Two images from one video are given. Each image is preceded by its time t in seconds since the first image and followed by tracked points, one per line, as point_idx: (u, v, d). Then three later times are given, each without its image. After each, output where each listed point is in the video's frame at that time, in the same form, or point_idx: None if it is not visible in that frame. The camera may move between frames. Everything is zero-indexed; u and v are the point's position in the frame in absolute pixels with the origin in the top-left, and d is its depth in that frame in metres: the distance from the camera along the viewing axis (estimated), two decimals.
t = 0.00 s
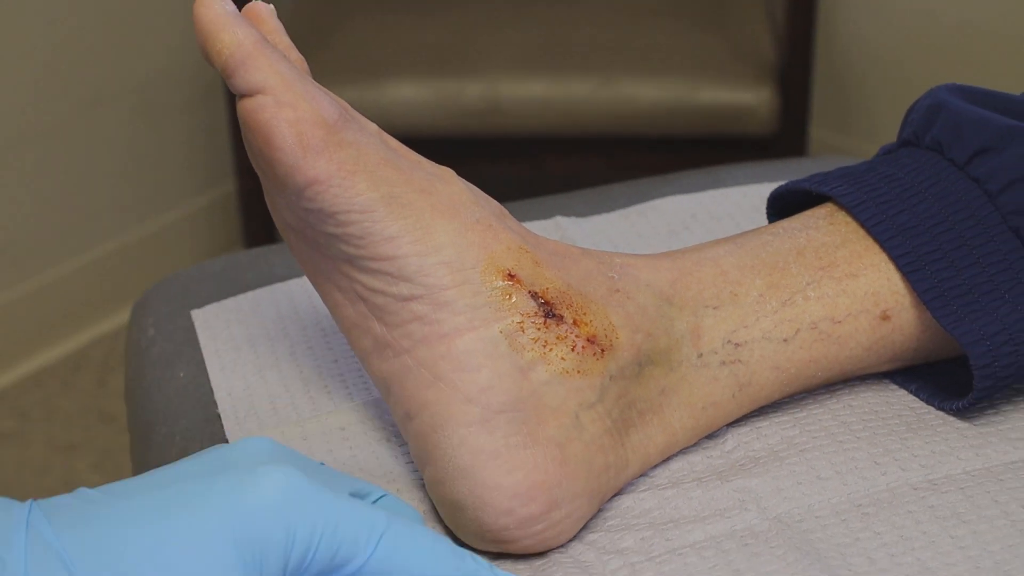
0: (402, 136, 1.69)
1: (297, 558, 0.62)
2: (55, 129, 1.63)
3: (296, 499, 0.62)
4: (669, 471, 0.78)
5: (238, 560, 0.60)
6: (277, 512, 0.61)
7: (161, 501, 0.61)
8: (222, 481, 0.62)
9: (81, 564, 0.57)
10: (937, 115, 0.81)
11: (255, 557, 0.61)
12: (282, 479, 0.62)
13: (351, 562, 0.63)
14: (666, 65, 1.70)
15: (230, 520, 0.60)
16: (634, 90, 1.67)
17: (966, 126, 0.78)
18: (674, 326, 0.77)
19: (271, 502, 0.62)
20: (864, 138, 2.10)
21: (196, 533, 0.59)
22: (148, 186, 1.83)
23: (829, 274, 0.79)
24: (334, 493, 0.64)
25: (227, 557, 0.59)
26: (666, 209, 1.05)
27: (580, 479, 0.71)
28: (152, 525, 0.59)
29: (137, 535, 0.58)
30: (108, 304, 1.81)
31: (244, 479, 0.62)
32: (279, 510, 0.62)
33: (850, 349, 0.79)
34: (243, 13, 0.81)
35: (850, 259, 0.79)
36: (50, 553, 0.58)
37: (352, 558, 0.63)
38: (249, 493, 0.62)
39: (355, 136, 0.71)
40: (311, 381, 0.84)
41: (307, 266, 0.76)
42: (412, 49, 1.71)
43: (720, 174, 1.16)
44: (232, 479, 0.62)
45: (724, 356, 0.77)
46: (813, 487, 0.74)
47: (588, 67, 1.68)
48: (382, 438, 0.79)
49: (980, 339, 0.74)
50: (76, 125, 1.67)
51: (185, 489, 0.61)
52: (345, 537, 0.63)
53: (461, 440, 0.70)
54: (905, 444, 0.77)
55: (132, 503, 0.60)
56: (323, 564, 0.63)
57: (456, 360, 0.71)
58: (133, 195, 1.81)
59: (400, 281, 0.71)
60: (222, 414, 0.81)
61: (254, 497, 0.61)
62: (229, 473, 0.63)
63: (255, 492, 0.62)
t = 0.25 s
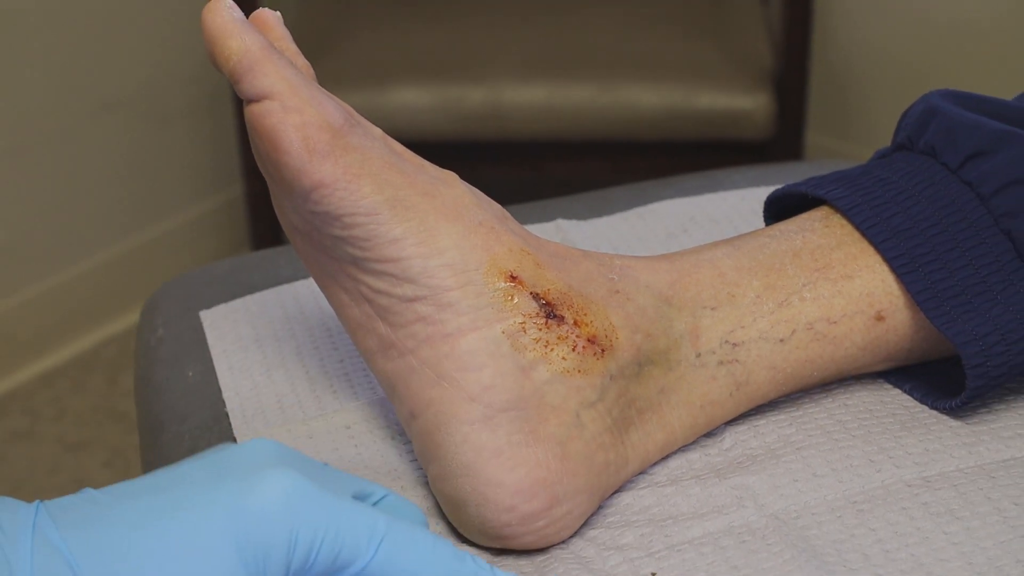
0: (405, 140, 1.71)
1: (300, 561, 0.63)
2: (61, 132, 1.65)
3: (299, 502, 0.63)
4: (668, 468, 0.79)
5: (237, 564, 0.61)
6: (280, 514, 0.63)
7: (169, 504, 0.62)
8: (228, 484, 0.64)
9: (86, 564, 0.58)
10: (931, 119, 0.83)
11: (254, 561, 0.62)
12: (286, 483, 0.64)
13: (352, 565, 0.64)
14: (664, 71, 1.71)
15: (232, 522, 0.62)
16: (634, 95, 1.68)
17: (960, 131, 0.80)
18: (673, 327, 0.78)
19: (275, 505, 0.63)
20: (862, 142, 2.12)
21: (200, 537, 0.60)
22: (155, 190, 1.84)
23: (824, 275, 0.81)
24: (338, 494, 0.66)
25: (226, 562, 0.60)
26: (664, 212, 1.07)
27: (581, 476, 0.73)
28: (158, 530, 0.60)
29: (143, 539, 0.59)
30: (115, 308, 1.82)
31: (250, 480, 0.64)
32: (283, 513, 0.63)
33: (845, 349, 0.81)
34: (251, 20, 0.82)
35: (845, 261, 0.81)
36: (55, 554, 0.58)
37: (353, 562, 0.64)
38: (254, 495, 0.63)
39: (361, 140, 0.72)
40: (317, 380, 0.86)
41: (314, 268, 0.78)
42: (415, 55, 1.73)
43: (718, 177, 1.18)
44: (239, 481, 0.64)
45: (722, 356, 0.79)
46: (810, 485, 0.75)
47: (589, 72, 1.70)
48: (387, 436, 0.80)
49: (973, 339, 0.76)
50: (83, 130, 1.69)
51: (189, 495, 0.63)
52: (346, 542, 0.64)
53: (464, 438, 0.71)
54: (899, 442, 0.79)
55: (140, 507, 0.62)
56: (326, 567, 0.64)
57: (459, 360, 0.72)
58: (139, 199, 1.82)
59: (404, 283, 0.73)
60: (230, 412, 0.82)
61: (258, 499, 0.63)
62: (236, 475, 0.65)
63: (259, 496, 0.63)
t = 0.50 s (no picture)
0: (406, 141, 1.71)
1: (293, 566, 0.62)
2: (64, 134, 1.66)
3: (295, 506, 0.62)
4: (668, 467, 0.80)
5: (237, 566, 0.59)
6: (276, 517, 0.61)
7: (167, 504, 0.60)
8: (227, 485, 0.62)
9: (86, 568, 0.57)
10: (928, 121, 0.83)
11: (253, 564, 0.60)
12: (286, 484, 0.62)
13: None
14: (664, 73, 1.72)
15: (228, 523, 0.60)
16: (631, 97, 1.69)
17: (957, 133, 0.80)
18: (673, 327, 0.79)
19: (273, 508, 0.61)
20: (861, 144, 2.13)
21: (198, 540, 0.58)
22: (157, 192, 1.85)
23: (823, 275, 0.81)
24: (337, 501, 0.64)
25: (223, 565, 0.58)
26: (664, 213, 1.07)
27: (581, 475, 0.73)
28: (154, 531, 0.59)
29: (139, 540, 0.58)
30: (118, 309, 1.83)
31: (249, 480, 0.62)
32: (278, 517, 0.61)
33: (843, 348, 0.81)
34: (254, 22, 0.83)
35: (843, 261, 0.82)
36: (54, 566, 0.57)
37: None
38: (251, 495, 0.61)
39: (363, 141, 0.73)
40: (319, 380, 0.86)
41: (317, 269, 0.78)
42: (415, 59, 1.74)
43: (718, 178, 1.19)
44: (238, 481, 0.62)
45: (721, 356, 0.79)
46: (809, 484, 0.76)
47: (589, 74, 1.71)
48: (389, 435, 0.81)
49: (970, 339, 0.76)
50: (85, 132, 1.69)
51: (189, 496, 0.61)
52: (339, 554, 0.62)
53: (465, 436, 0.72)
54: (897, 441, 0.80)
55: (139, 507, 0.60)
56: None
57: (460, 360, 0.73)
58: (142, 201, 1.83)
59: (406, 283, 0.73)
60: (233, 412, 0.83)
61: (256, 498, 0.61)
62: (235, 475, 0.63)
63: (257, 496, 0.61)
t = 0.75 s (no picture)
0: (406, 141, 1.71)
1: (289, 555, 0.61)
2: (64, 133, 1.66)
3: (287, 491, 0.62)
4: (668, 467, 0.80)
5: (235, 555, 0.58)
6: (268, 502, 0.61)
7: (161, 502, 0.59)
8: (218, 477, 0.61)
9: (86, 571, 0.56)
10: (928, 122, 0.84)
11: (251, 551, 0.59)
12: (275, 473, 0.62)
13: (336, 566, 0.62)
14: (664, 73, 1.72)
15: (222, 510, 0.59)
16: (631, 97, 1.69)
17: (957, 133, 0.80)
18: (673, 326, 0.79)
19: (265, 494, 0.61)
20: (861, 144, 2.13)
21: (195, 532, 0.58)
22: (158, 192, 1.85)
23: (823, 275, 0.81)
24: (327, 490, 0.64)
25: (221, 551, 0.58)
26: (664, 213, 1.07)
27: (581, 475, 0.73)
28: (147, 529, 0.57)
29: (132, 540, 0.57)
30: (119, 309, 1.83)
31: (238, 471, 0.62)
32: (270, 500, 0.61)
33: (843, 348, 0.82)
34: (254, 21, 0.83)
35: (843, 261, 0.82)
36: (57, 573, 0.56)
37: (338, 563, 0.62)
38: (244, 485, 0.61)
39: (363, 141, 0.73)
40: (319, 380, 0.86)
41: (317, 269, 0.78)
42: (415, 59, 1.74)
43: (718, 178, 1.19)
44: (229, 472, 0.62)
45: (721, 356, 0.79)
46: (808, 484, 0.76)
47: (589, 74, 1.71)
48: (389, 435, 0.81)
49: (970, 339, 0.77)
50: (85, 132, 1.69)
51: (180, 494, 0.60)
52: (334, 538, 0.62)
53: (465, 436, 0.72)
54: (896, 441, 0.80)
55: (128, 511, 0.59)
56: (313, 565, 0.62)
57: (460, 359, 0.73)
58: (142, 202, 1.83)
59: (406, 283, 0.74)
60: (233, 412, 0.83)
61: (249, 487, 0.61)
62: (224, 466, 0.63)
63: (251, 484, 0.61)
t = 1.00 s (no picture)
0: (406, 141, 1.71)
1: (315, 527, 0.64)
2: (64, 134, 1.66)
3: (312, 461, 0.65)
4: (668, 467, 0.80)
5: (259, 528, 0.61)
6: (294, 469, 0.64)
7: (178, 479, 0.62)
8: (239, 452, 0.64)
9: (123, 549, 0.58)
10: (928, 121, 0.83)
11: (277, 522, 0.62)
12: (298, 443, 0.65)
13: (364, 535, 0.65)
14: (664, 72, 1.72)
15: (247, 483, 0.63)
16: (631, 97, 1.69)
17: (957, 133, 0.81)
18: (673, 326, 0.79)
19: (289, 465, 0.64)
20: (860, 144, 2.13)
21: (220, 506, 0.61)
22: (157, 192, 1.85)
23: (823, 275, 0.81)
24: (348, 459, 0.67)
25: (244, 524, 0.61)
26: (664, 213, 1.07)
27: (581, 475, 0.73)
28: (174, 500, 0.61)
29: (160, 509, 0.60)
30: (119, 309, 1.83)
31: (262, 442, 0.65)
32: (298, 470, 0.64)
33: (843, 348, 0.82)
34: (254, 21, 0.83)
35: (843, 261, 0.82)
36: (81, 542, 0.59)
37: (365, 531, 0.65)
38: (266, 456, 0.64)
39: (363, 141, 0.73)
40: (319, 379, 0.86)
41: (317, 268, 0.78)
42: (415, 59, 1.74)
43: (718, 178, 1.19)
44: (252, 445, 0.65)
45: (721, 356, 0.79)
46: (808, 483, 0.76)
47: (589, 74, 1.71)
48: (389, 435, 0.81)
49: (970, 339, 0.77)
50: (85, 131, 1.69)
51: (205, 465, 0.63)
52: (361, 506, 0.65)
53: (465, 436, 0.72)
54: (896, 441, 0.80)
55: (157, 483, 0.62)
56: (340, 534, 0.65)
57: (460, 359, 0.73)
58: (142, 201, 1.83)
59: (406, 283, 0.74)
60: (233, 411, 0.83)
61: (272, 459, 0.64)
62: (250, 438, 0.66)
63: (275, 455, 0.64)
